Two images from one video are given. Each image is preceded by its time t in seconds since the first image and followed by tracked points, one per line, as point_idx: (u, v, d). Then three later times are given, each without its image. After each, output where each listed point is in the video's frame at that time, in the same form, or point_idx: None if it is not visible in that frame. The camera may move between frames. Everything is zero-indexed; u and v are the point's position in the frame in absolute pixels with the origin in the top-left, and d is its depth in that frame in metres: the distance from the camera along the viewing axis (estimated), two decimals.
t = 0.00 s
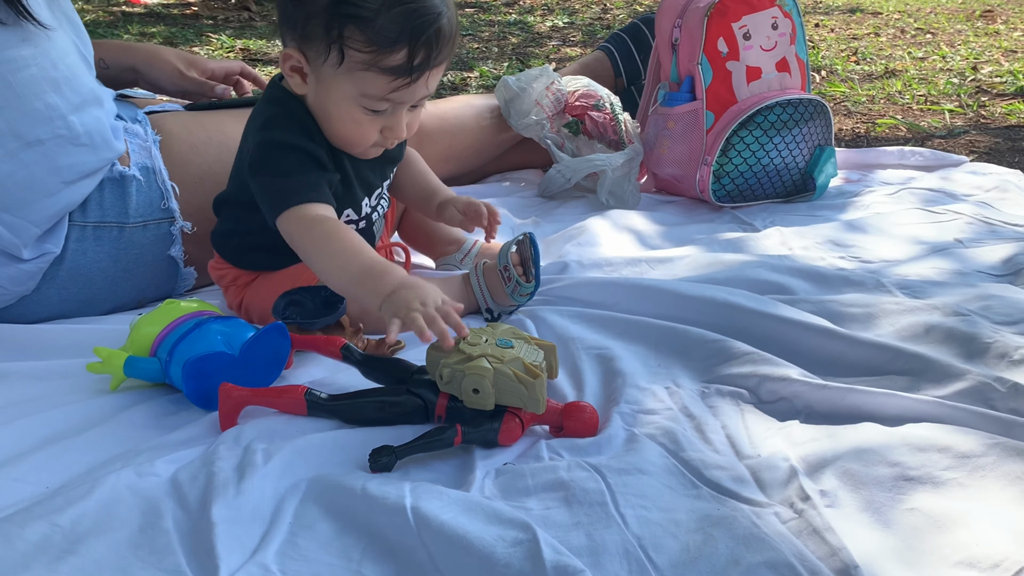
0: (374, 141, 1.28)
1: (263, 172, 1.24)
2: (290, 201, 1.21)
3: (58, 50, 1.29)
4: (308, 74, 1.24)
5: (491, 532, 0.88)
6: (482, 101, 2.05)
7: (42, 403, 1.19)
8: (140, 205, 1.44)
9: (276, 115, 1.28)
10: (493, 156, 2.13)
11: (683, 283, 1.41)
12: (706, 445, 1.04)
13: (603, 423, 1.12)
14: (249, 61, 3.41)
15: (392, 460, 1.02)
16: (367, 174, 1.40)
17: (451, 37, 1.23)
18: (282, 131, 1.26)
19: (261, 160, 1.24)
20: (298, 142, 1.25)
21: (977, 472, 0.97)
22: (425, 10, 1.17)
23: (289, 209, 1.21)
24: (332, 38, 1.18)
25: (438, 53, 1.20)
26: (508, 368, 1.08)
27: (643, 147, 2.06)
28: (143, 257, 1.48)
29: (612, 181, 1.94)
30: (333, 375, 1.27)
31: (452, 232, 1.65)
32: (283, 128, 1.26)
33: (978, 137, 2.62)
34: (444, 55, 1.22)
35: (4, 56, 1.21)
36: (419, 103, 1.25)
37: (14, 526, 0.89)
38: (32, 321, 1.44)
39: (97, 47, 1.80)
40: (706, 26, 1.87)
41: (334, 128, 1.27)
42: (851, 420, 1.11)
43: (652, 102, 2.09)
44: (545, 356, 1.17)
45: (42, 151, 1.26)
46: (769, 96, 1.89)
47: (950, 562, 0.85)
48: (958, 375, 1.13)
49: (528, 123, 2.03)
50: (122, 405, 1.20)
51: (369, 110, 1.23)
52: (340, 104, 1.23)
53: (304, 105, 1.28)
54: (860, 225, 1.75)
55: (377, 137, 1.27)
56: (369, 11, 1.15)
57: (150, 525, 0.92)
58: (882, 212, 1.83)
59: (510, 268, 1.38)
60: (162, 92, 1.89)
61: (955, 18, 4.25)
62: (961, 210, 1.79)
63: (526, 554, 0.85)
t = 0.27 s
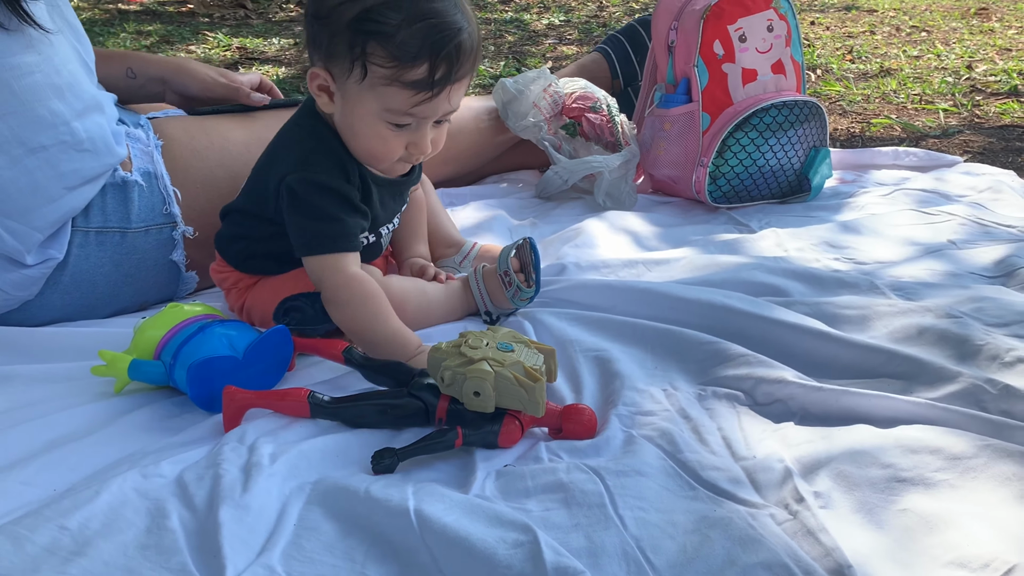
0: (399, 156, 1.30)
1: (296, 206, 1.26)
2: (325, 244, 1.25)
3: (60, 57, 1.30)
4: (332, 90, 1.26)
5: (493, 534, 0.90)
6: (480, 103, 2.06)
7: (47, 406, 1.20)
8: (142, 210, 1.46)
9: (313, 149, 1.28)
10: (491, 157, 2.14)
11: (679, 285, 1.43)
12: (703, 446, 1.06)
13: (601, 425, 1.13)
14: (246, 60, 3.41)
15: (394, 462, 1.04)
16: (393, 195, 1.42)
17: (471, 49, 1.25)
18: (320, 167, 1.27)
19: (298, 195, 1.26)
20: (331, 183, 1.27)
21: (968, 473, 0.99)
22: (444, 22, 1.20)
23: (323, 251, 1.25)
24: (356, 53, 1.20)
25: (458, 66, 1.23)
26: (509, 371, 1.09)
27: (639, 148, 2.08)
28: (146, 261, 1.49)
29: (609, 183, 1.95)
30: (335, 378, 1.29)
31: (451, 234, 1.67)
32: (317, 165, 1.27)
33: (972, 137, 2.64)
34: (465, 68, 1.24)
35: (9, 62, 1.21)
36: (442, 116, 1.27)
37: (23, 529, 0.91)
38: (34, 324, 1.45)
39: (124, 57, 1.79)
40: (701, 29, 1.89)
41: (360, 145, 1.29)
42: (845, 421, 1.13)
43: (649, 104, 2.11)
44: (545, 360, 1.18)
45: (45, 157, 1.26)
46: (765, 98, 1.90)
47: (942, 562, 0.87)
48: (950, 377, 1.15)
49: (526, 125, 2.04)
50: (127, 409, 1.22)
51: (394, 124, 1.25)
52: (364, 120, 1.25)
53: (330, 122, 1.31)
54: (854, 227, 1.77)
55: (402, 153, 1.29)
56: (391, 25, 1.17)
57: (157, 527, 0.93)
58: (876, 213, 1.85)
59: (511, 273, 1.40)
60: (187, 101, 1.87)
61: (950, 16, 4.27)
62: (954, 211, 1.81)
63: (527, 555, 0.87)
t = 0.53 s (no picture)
0: (391, 140, 1.27)
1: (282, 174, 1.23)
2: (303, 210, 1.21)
3: (41, 45, 1.27)
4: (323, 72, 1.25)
5: (485, 530, 0.88)
6: (471, 93, 2.04)
7: (28, 404, 1.17)
8: (127, 203, 1.43)
9: (307, 124, 1.27)
10: (483, 148, 2.11)
11: (674, 276, 1.40)
12: (699, 438, 1.04)
13: (596, 418, 1.11)
14: (235, 53, 3.37)
15: (385, 459, 1.01)
16: (388, 187, 1.39)
17: (460, 27, 1.21)
18: (311, 142, 1.25)
19: (285, 163, 1.23)
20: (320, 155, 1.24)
21: (971, 464, 0.97)
22: None
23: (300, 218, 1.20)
24: (340, 30, 1.19)
25: (443, 44, 1.19)
26: (502, 364, 1.08)
27: (633, 138, 2.05)
28: (131, 255, 1.45)
29: (602, 173, 1.93)
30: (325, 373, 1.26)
31: (443, 225, 1.65)
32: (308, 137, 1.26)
33: (968, 125, 2.62)
34: (452, 47, 1.20)
35: None
36: (432, 97, 1.24)
37: None
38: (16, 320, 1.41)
39: (117, 52, 1.76)
40: (695, 17, 1.87)
41: (350, 126, 1.27)
42: (844, 412, 1.10)
43: (642, 93, 2.08)
44: (539, 352, 1.17)
45: (26, 148, 1.23)
46: (759, 87, 1.88)
47: (945, 555, 0.85)
48: (951, 366, 1.13)
49: (518, 115, 2.01)
50: (110, 406, 1.19)
51: (382, 105, 1.22)
52: (352, 101, 1.23)
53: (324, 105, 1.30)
54: (851, 216, 1.75)
55: (393, 136, 1.27)
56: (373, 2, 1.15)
57: (138, 527, 0.90)
58: (873, 202, 1.83)
59: (505, 264, 1.38)
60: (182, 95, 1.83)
61: (944, 6, 4.25)
62: (951, 199, 1.79)
63: (520, 552, 0.85)
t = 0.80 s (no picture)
0: (363, 111, 1.27)
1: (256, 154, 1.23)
2: (271, 196, 1.21)
3: (27, 29, 1.27)
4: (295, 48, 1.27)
5: (482, 507, 0.87)
6: (464, 77, 2.03)
7: (21, 390, 1.16)
8: (118, 189, 1.41)
9: (288, 103, 1.27)
10: (476, 133, 2.10)
11: (670, 256, 1.40)
12: (696, 415, 1.03)
13: (592, 396, 1.11)
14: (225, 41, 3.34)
15: (382, 440, 1.01)
16: (371, 171, 1.40)
17: None
18: (293, 123, 1.25)
19: (261, 142, 1.24)
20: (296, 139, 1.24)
21: (967, 437, 0.97)
22: None
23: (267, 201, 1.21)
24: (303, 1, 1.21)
25: (404, 8, 1.19)
26: (497, 344, 1.07)
27: (627, 121, 2.04)
28: (123, 241, 1.44)
29: (597, 156, 1.92)
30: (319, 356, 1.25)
31: (437, 209, 1.65)
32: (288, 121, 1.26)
33: (961, 106, 2.62)
34: (413, 12, 1.20)
35: None
36: (400, 65, 1.23)
37: None
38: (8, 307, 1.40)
39: (97, 34, 1.71)
40: None
41: (322, 100, 1.27)
42: (841, 387, 1.10)
43: (636, 75, 2.06)
44: (534, 331, 1.16)
45: (15, 133, 1.24)
46: (753, 67, 1.87)
47: (943, 527, 0.85)
48: (947, 342, 1.13)
49: (511, 98, 2.00)
50: (104, 391, 1.18)
51: (349, 74, 1.22)
52: (321, 73, 1.24)
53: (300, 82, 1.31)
54: (845, 196, 1.74)
55: (365, 106, 1.26)
56: None
57: (134, 509, 0.90)
58: (867, 182, 1.83)
59: (499, 245, 1.37)
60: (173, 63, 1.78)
61: None
62: (946, 178, 1.79)
63: (518, 528, 0.84)
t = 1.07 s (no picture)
0: (312, 92, 1.26)
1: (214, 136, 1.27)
2: (229, 179, 1.25)
3: (10, 18, 1.24)
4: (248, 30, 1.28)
5: (473, 497, 0.87)
6: (455, 65, 2.02)
7: (8, 384, 1.15)
8: (106, 180, 1.39)
9: (249, 83, 1.30)
10: (468, 121, 2.09)
11: (663, 243, 1.39)
12: (688, 403, 1.03)
13: (584, 385, 1.10)
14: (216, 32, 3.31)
15: (370, 428, 1.00)
16: (345, 143, 1.42)
17: None
18: (250, 102, 1.28)
19: (217, 121, 1.27)
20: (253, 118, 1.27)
21: (960, 422, 0.96)
22: None
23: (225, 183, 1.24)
24: None
25: None
26: (487, 332, 1.06)
27: (619, 108, 2.03)
28: (112, 233, 1.42)
29: (589, 143, 1.90)
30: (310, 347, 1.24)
31: (429, 200, 1.65)
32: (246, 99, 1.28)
33: (955, 90, 2.60)
34: None
35: None
36: (345, 45, 1.23)
37: None
38: None
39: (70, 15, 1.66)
40: None
41: (274, 80, 1.28)
42: (833, 373, 1.10)
43: (628, 62, 2.05)
44: (524, 320, 1.15)
45: None
46: (746, 52, 1.86)
47: (936, 512, 0.84)
48: (940, 326, 1.13)
49: (503, 85, 1.98)
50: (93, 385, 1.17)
51: (294, 55, 1.23)
52: (269, 55, 1.25)
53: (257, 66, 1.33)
54: (839, 181, 1.73)
55: (314, 87, 1.26)
56: None
57: (122, 503, 0.89)
58: (861, 167, 1.82)
59: (490, 234, 1.36)
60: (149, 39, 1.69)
61: None
62: (939, 162, 1.78)
63: (509, 517, 0.84)
